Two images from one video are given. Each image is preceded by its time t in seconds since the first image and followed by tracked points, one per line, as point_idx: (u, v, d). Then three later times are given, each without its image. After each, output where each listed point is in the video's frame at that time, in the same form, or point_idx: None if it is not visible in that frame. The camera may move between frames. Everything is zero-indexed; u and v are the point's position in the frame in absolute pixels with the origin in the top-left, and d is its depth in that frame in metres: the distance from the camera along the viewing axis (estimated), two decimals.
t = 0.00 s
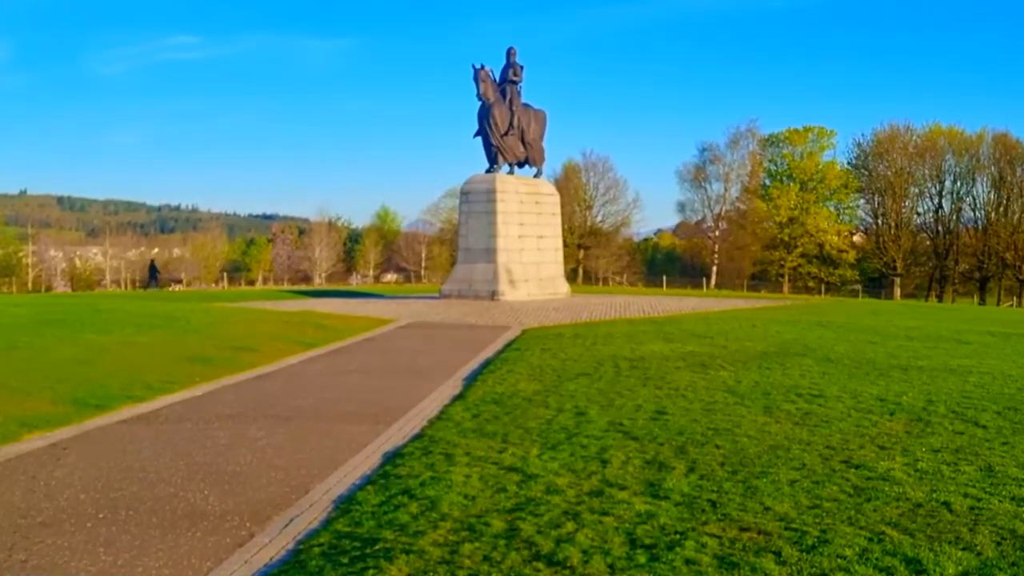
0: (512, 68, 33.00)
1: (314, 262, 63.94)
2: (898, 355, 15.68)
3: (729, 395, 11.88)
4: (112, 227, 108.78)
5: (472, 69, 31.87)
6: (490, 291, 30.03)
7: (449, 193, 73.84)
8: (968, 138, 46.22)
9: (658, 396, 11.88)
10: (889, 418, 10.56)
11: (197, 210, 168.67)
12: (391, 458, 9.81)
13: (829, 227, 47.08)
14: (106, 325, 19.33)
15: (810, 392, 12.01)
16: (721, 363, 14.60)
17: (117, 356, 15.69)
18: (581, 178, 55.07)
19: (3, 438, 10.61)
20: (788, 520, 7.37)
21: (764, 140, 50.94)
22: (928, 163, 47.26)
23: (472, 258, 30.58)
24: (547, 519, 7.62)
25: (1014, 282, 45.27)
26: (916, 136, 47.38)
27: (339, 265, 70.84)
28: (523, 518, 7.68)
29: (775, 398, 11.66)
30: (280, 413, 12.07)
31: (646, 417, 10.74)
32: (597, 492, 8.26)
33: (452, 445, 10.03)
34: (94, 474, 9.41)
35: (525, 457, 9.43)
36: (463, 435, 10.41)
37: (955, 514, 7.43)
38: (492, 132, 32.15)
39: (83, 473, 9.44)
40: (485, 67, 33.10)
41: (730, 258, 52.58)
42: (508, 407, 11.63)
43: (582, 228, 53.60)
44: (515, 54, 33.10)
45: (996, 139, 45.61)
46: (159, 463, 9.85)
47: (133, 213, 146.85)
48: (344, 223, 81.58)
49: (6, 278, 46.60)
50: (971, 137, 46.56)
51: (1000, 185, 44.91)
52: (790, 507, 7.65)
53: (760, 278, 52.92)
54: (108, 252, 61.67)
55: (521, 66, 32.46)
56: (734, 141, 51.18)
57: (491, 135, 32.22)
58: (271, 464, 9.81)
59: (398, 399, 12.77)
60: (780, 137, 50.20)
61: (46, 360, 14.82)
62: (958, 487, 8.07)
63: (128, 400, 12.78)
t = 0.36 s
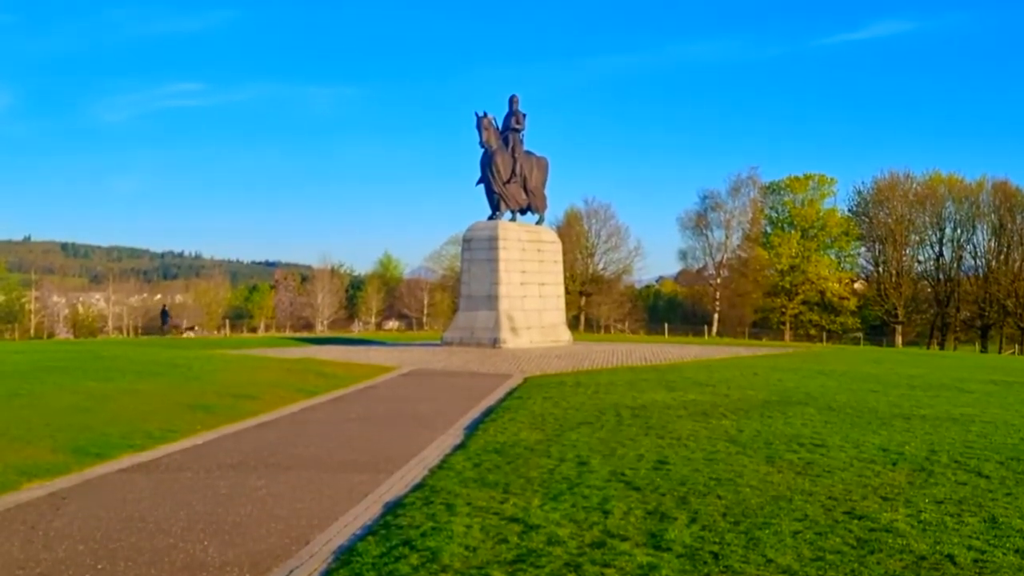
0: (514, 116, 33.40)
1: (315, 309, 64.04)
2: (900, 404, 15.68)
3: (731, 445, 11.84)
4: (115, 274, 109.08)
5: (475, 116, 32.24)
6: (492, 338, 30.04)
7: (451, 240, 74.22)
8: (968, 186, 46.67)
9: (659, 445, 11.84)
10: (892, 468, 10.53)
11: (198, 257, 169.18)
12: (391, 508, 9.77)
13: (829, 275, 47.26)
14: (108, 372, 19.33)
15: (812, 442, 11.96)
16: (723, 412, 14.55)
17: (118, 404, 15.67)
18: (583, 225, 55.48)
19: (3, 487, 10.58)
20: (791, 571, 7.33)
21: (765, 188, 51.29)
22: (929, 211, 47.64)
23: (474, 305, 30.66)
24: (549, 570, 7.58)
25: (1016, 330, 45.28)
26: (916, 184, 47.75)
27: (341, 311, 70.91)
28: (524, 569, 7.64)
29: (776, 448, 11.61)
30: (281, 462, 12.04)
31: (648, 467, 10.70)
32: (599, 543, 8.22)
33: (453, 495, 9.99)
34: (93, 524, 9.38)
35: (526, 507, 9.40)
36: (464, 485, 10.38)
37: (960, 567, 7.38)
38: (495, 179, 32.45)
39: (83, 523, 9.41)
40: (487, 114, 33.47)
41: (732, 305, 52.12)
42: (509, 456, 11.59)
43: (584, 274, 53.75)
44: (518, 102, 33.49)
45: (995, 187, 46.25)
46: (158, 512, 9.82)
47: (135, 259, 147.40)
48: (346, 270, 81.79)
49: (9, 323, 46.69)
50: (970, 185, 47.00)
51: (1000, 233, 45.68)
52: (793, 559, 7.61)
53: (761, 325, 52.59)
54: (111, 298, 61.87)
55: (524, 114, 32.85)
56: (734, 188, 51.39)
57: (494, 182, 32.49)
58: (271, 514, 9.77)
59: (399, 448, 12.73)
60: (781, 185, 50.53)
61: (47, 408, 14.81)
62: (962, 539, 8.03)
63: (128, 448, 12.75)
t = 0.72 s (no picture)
0: (516, 151, 33.65)
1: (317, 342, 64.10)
2: (901, 440, 15.66)
3: (732, 481, 11.82)
4: (118, 307, 109.28)
5: (477, 151, 32.50)
6: (493, 373, 29.98)
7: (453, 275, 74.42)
8: (968, 221, 47.13)
9: (660, 482, 11.81)
10: (893, 505, 10.51)
11: (200, 291, 169.46)
12: (392, 544, 9.74)
13: (830, 309, 47.33)
14: (109, 406, 19.32)
15: (813, 479, 11.93)
16: (724, 448, 14.52)
17: (119, 438, 15.65)
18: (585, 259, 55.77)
19: (1, 523, 10.55)
20: None
21: (765, 224, 51.55)
22: (929, 246, 47.84)
23: (475, 339, 30.67)
24: None
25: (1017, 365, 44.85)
26: (916, 220, 47.92)
27: (342, 345, 70.92)
28: None
29: (777, 484, 11.59)
30: (281, 497, 12.00)
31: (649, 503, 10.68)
32: None
33: (453, 531, 9.97)
34: (91, 560, 9.35)
35: (526, 543, 9.37)
36: (465, 521, 10.34)
37: None
38: (496, 214, 32.59)
39: (81, 559, 9.37)
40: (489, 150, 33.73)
41: (733, 339, 52.45)
42: (510, 492, 11.57)
43: (585, 308, 53.75)
44: (520, 137, 33.77)
45: (995, 222, 46.67)
46: (158, 548, 9.79)
47: (137, 293, 147.78)
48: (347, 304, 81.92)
49: (10, 357, 46.77)
50: (970, 220, 47.53)
51: (1000, 268, 45.95)
52: None
53: (761, 359, 52.65)
54: (113, 332, 62.04)
55: (525, 149, 33.09)
56: (735, 224, 51.69)
57: (495, 217, 32.64)
58: (271, 549, 9.73)
59: (400, 484, 12.69)
60: (781, 221, 50.59)
61: (47, 442, 14.79)
62: None
63: (128, 484, 12.71)
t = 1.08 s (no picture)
0: (516, 178, 33.78)
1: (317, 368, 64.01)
2: (902, 468, 15.67)
3: (732, 509, 11.80)
4: (118, 333, 109.25)
5: (479, 178, 32.65)
6: (493, 400, 29.93)
7: (454, 301, 74.50)
8: (968, 249, 47.25)
9: (660, 510, 11.79)
10: (894, 534, 10.50)
11: (200, 316, 169.47)
12: (392, 572, 9.71)
13: (831, 336, 47.34)
14: (108, 432, 19.29)
15: (814, 507, 11.91)
16: (724, 476, 14.51)
17: (118, 465, 15.62)
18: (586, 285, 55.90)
19: (1, 549, 10.52)
20: None
21: (766, 251, 51.72)
22: (929, 273, 47.83)
23: (476, 366, 30.66)
24: None
25: (1017, 393, 44.98)
26: (916, 247, 47.98)
27: (343, 371, 70.85)
28: None
29: (778, 513, 11.57)
30: (281, 524, 11.97)
31: (649, 531, 10.66)
32: None
33: (452, 559, 9.94)
34: None
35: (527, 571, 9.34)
36: (464, 549, 10.32)
37: None
38: (496, 240, 32.71)
39: None
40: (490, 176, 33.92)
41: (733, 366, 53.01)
42: (510, 520, 11.55)
43: (585, 335, 53.70)
44: (521, 164, 33.92)
45: (995, 249, 46.81)
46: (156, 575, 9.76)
47: (138, 319, 147.86)
48: (348, 329, 81.93)
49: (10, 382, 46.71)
50: (970, 247, 47.65)
51: (1000, 296, 46.04)
52: None
53: (762, 387, 53.03)
54: (113, 357, 62.02)
55: (526, 176, 33.23)
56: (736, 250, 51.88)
57: (496, 244, 32.76)
58: None
59: (399, 511, 12.66)
60: (782, 248, 50.69)
61: (47, 468, 14.76)
62: None
63: (127, 510, 12.68)
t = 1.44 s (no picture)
0: (516, 195, 33.85)
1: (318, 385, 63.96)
2: (902, 486, 15.67)
3: (732, 528, 11.80)
4: (118, 349, 109.23)
5: (479, 196, 32.74)
6: (494, 417, 29.88)
7: (454, 318, 74.54)
8: (968, 267, 47.30)
9: (661, 528, 11.78)
10: (894, 553, 10.49)
11: (200, 332, 169.48)
12: None
13: (831, 354, 47.35)
14: (108, 449, 19.28)
15: (814, 526, 11.90)
16: (724, 494, 14.50)
17: (118, 482, 15.60)
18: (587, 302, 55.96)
19: None
20: None
21: (766, 269, 51.91)
22: (930, 290, 47.84)
23: (476, 383, 30.65)
24: None
25: (1018, 411, 44.94)
26: (916, 265, 48.05)
27: (343, 388, 70.77)
28: None
29: (778, 531, 11.57)
30: (281, 542, 11.95)
31: (649, 550, 10.65)
32: None
33: None
34: None
35: None
36: (464, 567, 10.30)
37: None
38: (497, 257, 32.78)
39: None
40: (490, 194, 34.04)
41: (733, 384, 53.17)
42: (510, 538, 11.53)
43: (585, 352, 53.66)
44: (521, 181, 33.99)
45: (994, 267, 46.86)
46: None
47: (138, 335, 147.90)
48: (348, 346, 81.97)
49: (10, 398, 46.67)
50: (970, 265, 47.74)
51: (1000, 313, 46.08)
52: None
53: (762, 405, 53.03)
54: (113, 373, 62.00)
55: (526, 193, 33.29)
56: (736, 267, 51.97)
57: (496, 260, 32.83)
58: None
59: (399, 529, 12.64)
60: (782, 265, 50.85)
61: (46, 485, 14.73)
62: None
63: (126, 527, 12.66)
